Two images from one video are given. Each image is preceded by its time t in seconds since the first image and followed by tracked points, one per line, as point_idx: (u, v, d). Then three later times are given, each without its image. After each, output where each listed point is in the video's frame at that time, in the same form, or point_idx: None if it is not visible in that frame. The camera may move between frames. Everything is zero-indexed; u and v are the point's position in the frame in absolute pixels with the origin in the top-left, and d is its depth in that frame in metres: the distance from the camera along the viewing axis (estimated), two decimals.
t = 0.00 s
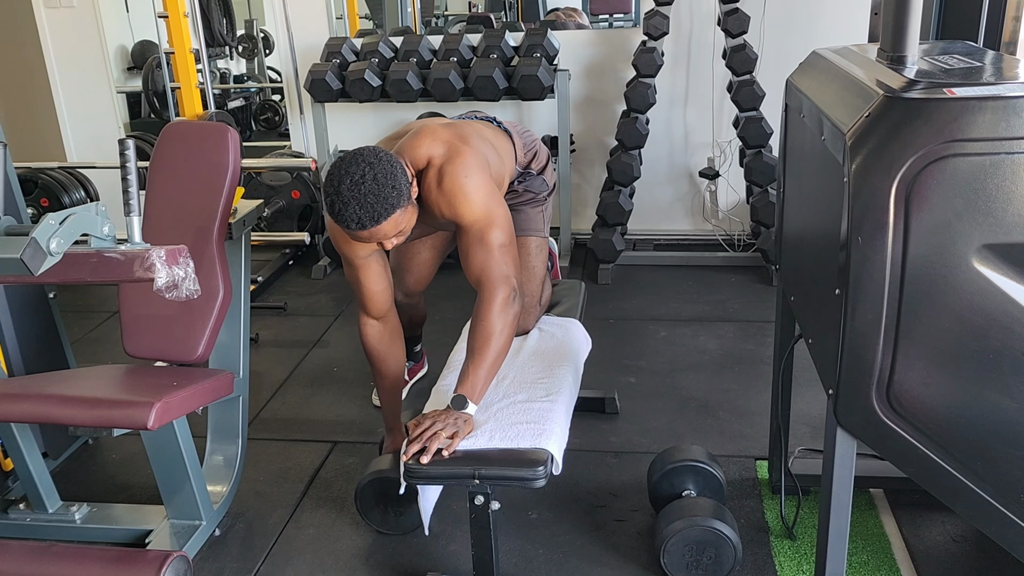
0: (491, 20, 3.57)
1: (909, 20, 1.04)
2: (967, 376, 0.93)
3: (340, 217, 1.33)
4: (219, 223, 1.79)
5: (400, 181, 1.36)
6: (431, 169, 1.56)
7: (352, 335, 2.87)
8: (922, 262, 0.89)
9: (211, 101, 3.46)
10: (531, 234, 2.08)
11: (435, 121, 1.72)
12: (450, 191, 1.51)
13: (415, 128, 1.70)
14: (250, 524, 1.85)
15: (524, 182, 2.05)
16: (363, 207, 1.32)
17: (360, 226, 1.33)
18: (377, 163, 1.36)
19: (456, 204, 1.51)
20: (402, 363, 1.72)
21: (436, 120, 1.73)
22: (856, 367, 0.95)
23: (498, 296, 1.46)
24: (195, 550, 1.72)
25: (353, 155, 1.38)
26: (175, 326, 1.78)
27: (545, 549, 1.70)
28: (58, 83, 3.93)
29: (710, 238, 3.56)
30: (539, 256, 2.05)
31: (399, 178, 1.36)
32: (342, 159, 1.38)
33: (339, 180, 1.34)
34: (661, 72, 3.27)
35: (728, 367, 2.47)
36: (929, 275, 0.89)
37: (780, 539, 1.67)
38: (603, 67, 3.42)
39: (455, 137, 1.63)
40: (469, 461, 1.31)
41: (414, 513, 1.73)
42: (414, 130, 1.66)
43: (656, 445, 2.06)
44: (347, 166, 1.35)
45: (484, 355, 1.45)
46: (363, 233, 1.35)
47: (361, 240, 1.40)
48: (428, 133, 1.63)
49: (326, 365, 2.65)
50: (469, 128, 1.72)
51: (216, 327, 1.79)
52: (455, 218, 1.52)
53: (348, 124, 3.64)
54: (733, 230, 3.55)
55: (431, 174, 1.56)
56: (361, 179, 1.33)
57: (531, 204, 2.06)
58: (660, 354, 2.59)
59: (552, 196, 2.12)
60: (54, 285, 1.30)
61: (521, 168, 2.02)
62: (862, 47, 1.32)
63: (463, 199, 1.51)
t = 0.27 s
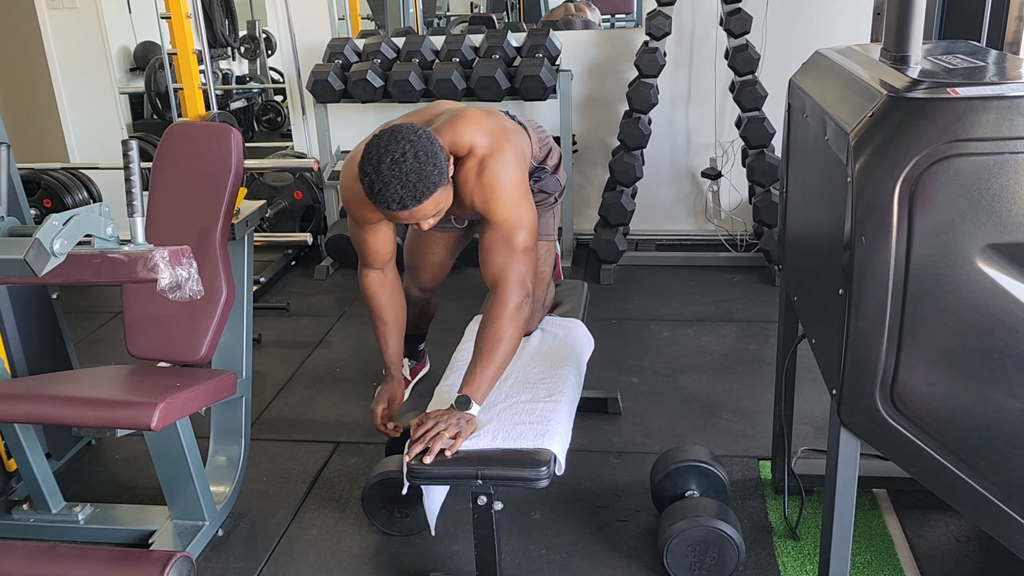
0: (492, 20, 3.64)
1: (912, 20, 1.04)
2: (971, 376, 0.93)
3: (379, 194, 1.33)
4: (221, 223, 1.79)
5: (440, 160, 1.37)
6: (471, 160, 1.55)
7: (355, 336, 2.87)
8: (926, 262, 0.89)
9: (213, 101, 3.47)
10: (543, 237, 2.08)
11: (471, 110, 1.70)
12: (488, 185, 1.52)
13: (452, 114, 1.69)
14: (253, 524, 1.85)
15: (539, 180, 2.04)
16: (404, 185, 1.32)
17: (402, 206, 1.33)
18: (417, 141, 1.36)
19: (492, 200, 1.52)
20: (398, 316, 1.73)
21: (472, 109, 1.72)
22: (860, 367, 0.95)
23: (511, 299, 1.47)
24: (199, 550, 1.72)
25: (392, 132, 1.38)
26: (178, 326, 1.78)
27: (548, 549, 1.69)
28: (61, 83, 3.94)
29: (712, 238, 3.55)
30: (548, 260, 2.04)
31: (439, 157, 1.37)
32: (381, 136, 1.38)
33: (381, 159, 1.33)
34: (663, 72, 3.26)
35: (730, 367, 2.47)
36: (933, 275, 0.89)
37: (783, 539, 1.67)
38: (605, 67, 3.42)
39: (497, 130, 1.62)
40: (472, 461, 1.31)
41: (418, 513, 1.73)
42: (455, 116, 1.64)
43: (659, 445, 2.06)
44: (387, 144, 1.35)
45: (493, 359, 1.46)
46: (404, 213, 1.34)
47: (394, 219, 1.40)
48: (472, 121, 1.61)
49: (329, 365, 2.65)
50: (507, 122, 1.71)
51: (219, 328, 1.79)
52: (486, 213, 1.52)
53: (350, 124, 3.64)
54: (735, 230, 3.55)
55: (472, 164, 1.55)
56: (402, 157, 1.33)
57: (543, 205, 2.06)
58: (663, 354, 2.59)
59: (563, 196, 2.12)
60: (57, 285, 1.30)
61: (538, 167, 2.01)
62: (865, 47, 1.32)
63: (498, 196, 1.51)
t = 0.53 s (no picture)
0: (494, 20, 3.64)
1: (915, 19, 1.04)
2: (974, 376, 0.92)
3: (434, 172, 1.31)
4: (224, 225, 1.80)
5: (494, 139, 1.36)
6: (521, 157, 1.49)
7: (357, 336, 2.88)
8: (929, 261, 0.89)
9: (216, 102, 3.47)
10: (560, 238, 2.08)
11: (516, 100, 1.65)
12: (535, 182, 1.48)
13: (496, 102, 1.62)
14: (256, 524, 1.85)
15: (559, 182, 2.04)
16: (461, 162, 1.31)
17: (456, 184, 1.31)
18: (472, 118, 1.35)
19: (540, 198, 1.48)
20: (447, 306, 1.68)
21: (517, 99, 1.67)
22: (863, 366, 0.95)
23: (545, 296, 1.49)
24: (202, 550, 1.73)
25: (446, 110, 1.36)
26: (181, 327, 1.79)
27: (551, 549, 1.69)
28: (64, 85, 3.95)
29: (715, 238, 3.55)
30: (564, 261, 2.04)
31: (493, 136, 1.36)
32: (436, 113, 1.36)
33: (436, 135, 1.32)
34: (665, 72, 3.26)
35: (732, 367, 2.47)
36: (935, 275, 0.89)
37: (786, 539, 1.67)
38: (607, 67, 3.42)
39: (547, 126, 1.56)
40: (475, 461, 1.32)
41: (421, 513, 1.73)
42: (501, 107, 1.57)
43: (661, 445, 2.06)
44: (442, 121, 1.33)
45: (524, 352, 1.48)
46: (457, 192, 1.33)
47: (442, 198, 1.38)
48: (521, 114, 1.55)
49: (332, 365, 2.66)
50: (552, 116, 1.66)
51: (222, 329, 1.79)
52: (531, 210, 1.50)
53: (352, 124, 3.65)
54: (737, 230, 3.55)
55: (523, 161, 1.49)
56: (458, 134, 1.32)
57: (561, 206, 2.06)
58: (665, 354, 2.59)
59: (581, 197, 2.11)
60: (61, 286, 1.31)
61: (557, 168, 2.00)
62: (868, 46, 1.32)
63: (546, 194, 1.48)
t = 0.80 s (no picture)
0: (494, 22, 3.65)
1: (915, 20, 1.04)
2: (974, 375, 0.93)
3: (485, 186, 1.32)
4: (226, 226, 1.79)
5: (540, 151, 1.38)
6: (563, 156, 1.55)
7: (359, 337, 2.88)
8: (931, 261, 0.89)
9: (217, 103, 3.48)
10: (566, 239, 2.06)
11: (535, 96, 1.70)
12: (583, 176, 1.58)
13: (516, 99, 1.66)
14: (258, 525, 1.85)
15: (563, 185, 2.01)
16: (511, 175, 1.32)
17: (509, 198, 1.33)
18: (520, 132, 1.36)
19: (589, 188, 1.60)
20: (452, 313, 1.69)
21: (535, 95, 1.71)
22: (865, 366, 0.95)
23: (601, 267, 1.68)
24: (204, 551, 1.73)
25: (490, 120, 1.37)
26: (183, 328, 1.79)
27: (553, 550, 1.70)
28: (65, 87, 3.96)
29: (715, 238, 3.54)
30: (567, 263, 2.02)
31: (540, 148, 1.38)
32: (480, 123, 1.36)
33: (488, 150, 1.32)
34: (666, 73, 3.27)
35: (734, 368, 2.47)
36: (937, 274, 0.89)
37: (787, 539, 1.67)
38: (608, 68, 3.42)
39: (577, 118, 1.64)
40: (477, 462, 1.32)
41: (424, 514, 1.73)
42: (528, 105, 1.61)
43: (662, 445, 2.07)
44: (491, 133, 1.34)
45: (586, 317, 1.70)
46: (508, 205, 1.35)
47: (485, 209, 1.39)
48: (549, 111, 1.60)
49: (333, 367, 2.66)
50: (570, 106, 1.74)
51: (224, 330, 1.80)
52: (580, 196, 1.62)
53: (353, 126, 3.65)
54: (738, 231, 3.55)
55: (565, 157, 1.55)
56: (509, 147, 1.33)
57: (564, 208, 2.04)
58: (666, 355, 2.59)
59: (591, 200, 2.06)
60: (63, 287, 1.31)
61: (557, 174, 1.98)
62: (869, 47, 1.32)
63: (595, 182, 1.60)
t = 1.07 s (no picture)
0: (495, 24, 3.66)
1: (916, 22, 1.05)
2: (975, 377, 0.93)
3: (506, 203, 1.33)
4: (227, 228, 1.80)
5: (558, 161, 1.39)
6: (568, 142, 1.58)
7: (360, 339, 2.88)
8: (931, 263, 0.89)
9: (217, 105, 3.48)
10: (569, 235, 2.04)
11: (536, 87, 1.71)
12: (586, 163, 1.59)
13: (519, 91, 1.66)
14: (258, 527, 1.85)
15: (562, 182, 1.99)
16: (531, 189, 1.33)
17: (527, 210, 1.36)
18: (542, 147, 1.34)
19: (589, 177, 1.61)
20: (457, 315, 1.68)
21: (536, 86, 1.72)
22: (866, 367, 0.95)
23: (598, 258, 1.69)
24: (205, 552, 1.73)
25: (511, 130, 1.34)
26: (184, 330, 1.79)
27: (554, 551, 1.70)
28: (66, 89, 3.97)
29: (715, 240, 3.54)
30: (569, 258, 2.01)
31: (557, 158, 1.38)
32: (501, 134, 1.34)
33: (510, 168, 1.32)
34: (666, 75, 3.27)
35: (734, 369, 2.47)
36: (937, 276, 0.89)
37: (788, 541, 1.67)
38: (608, 70, 3.43)
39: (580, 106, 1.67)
40: (479, 464, 1.32)
41: (425, 516, 1.73)
42: (530, 95, 1.63)
43: (663, 447, 2.07)
44: (514, 151, 1.32)
45: (585, 307, 1.72)
46: (526, 215, 1.37)
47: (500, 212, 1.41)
48: (553, 98, 1.63)
49: (334, 368, 2.66)
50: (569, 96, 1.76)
51: (226, 331, 1.80)
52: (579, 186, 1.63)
53: (354, 128, 3.65)
54: (738, 233, 3.55)
55: (572, 141, 1.58)
56: (531, 164, 1.32)
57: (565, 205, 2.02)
58: (667, 357, 2.59)
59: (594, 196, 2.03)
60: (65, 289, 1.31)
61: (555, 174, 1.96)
62: (869, 49, 1.32)
63: (595, 171, 1.61)
